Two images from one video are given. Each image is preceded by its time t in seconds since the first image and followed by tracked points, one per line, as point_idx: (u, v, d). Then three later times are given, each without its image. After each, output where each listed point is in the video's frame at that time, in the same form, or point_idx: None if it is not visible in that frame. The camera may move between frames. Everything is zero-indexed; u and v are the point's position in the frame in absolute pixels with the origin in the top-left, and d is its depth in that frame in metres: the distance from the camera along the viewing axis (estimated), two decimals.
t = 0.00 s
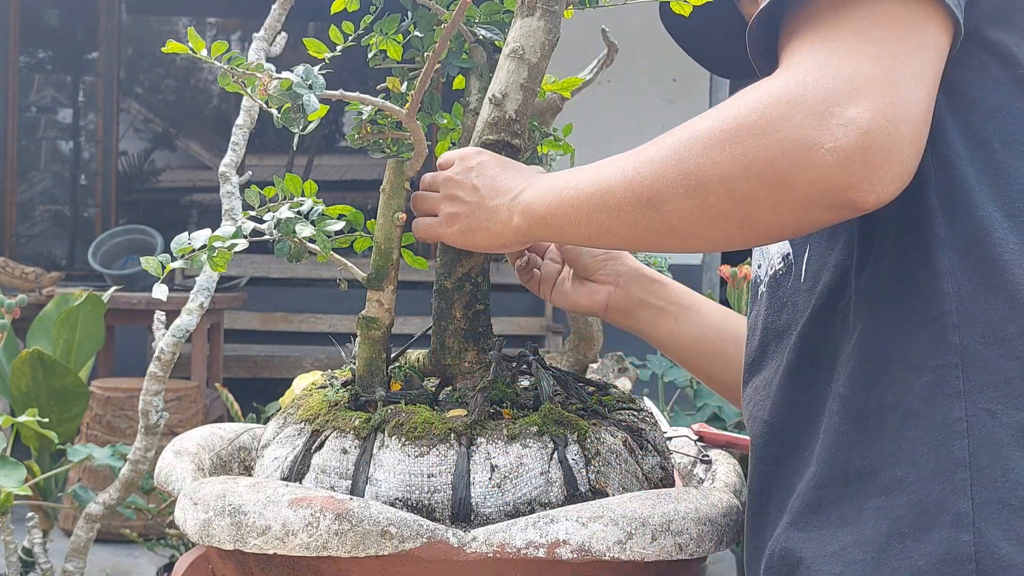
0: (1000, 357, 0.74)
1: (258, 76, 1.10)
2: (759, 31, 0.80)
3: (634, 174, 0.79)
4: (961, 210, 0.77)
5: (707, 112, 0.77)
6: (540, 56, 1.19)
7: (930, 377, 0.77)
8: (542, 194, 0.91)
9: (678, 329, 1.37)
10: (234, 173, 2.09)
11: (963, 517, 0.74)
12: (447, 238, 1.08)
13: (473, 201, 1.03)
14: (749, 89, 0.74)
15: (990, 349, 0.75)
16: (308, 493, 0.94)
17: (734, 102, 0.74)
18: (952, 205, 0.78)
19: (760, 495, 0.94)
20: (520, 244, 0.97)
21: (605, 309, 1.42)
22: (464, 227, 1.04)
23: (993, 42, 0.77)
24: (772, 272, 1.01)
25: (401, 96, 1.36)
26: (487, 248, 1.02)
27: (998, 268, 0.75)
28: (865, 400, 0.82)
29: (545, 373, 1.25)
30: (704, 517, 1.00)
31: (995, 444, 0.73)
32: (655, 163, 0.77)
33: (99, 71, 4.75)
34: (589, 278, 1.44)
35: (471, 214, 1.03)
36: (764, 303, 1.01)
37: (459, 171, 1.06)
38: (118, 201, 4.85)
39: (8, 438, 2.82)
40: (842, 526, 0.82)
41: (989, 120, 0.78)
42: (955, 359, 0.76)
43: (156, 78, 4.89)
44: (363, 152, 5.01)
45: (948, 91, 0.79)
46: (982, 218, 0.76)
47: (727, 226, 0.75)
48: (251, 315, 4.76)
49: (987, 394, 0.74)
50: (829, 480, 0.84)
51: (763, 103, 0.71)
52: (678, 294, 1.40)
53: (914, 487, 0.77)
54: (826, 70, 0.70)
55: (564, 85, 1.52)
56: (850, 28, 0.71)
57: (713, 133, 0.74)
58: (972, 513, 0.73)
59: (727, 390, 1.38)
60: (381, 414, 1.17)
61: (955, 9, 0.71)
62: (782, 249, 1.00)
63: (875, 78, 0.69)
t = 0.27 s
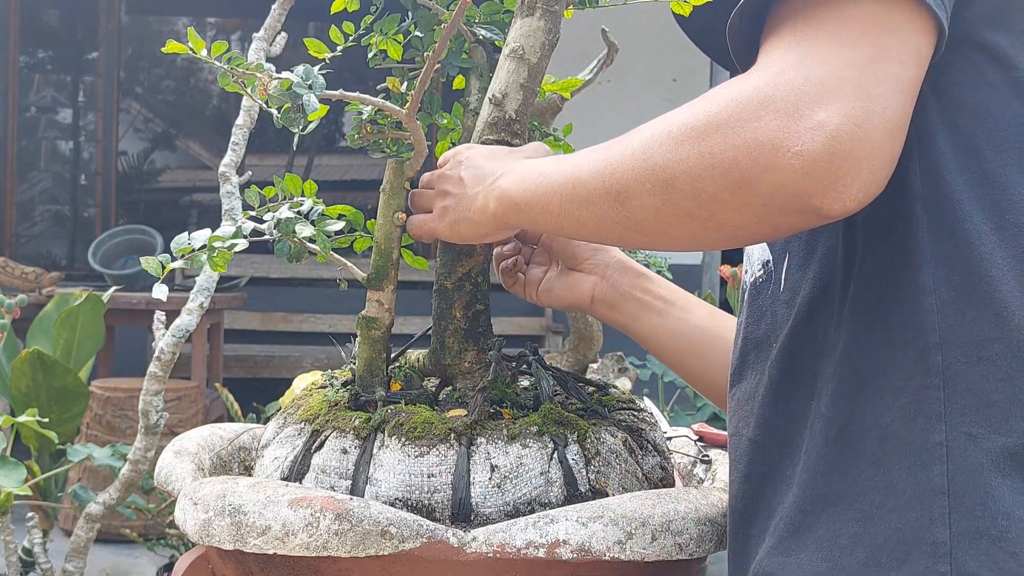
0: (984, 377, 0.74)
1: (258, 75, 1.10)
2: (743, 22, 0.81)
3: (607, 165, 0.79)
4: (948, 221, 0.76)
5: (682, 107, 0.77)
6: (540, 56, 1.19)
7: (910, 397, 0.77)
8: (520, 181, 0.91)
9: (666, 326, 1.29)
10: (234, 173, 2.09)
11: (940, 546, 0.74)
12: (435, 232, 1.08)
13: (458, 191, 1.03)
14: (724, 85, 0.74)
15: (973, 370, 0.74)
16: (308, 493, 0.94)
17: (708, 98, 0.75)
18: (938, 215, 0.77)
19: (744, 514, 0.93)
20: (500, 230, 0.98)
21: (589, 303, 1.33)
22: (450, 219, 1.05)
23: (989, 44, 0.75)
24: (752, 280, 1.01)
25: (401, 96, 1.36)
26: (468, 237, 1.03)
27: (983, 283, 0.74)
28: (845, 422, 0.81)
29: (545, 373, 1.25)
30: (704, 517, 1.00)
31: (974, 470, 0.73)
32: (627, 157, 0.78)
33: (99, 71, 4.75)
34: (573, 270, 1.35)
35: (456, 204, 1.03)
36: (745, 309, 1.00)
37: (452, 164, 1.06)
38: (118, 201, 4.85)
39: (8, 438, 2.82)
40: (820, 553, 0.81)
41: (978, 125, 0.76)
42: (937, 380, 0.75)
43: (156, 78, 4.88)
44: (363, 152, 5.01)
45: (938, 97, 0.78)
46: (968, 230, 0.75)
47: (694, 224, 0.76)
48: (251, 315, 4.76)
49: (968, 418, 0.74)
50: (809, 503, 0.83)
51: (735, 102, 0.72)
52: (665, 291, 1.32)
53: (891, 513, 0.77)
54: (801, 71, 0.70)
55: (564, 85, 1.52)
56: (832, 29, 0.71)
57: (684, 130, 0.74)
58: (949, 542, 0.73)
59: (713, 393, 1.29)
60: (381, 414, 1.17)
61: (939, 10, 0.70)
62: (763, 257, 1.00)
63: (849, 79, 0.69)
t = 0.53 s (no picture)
0: (982, 381, 0.74)
1: (258, 76, 1.10)
2: (727, 9, 0.79)
3: (584, 149, 0.81)
4: (945, 219, 0.76)
5: (659, 93, 0.78)
6: (540, 56, 1.19)
7: (906, 402, 0.77)
8: (510, 164, 0.93)
9: (650, 327, 1.29)
10: (234, 173, 2.09)
11: (938, 556, 0.74)
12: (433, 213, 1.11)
13: (452, 177, 1.05)
14: (696, 72, 0.75)
15: (970, 373, 0.74)
16: (309, 493, 0.94)
17: (681, 83, 0.76)
18: (934, 212, 0.77)
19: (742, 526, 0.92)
20: (493, 215, 0.99)
21: (574, 304, 1.33)
22: (444, 205, 1.07)
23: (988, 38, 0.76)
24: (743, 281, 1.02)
25: (401, 96, 1.36)
26: (466, 221, 1.05)
27: (982, 284, 0.74)
28: (839, 428, 0.81)
29: (545, 372, 1.25)
30: (704, 518, 1.00)
31: (972, 476, 0.73)
32: (603, 142, 0.79)
33: (99, 71, 4.75)
34: (558, 271, 1.35)
35: (450, 189, 1.05)
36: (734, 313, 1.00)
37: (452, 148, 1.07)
38: (118, 201, 4.85)
39: (8, 438, 2.82)
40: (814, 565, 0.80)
41: (976, 119, 0.76)
42: (933, 385, 0.75)
43: (156, 78, 4.89)
44: (363, 152, 5.01)
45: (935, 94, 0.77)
46: (965, 228, 0.75)
47: (663, 210, 0.77)
48: (251, 316, 4.76)
49: (966, 423, 0.74)
50: (807, 514, 0.82)
51: (703, 88, 0.72)
52: (649, 292, 1.32)
53: (886, 524, 0.77)
54: (771, 56, 0.71)
55: (564, 85, 1.52)
56: (808, 16, 0.71)
57: (655, 115, 0.75)
58: (946, 553, 0.73)
59: (698, 394, 1.29)
60: (381, 414, 1.17)
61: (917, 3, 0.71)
62: (754, 257, 1.01)
63: (820, 66, 0.70)
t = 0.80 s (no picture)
0: (980, 377, 0.74)
1: (258, 76, 1.10)
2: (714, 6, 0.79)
3: (575, 154, 0.82)
4: (938, 213, 0.76)
5: (646, 97, 0.79)
6: (540, 56, 1.19)
7: (902, 400, 0.77)
8: (507, 170, 0.94)
9: (642, 332, 1.29)
10: (234, 173, 2.09)
11: (935, 557, 0.74)
12: (432, 213, 1.11)
13: (451, 180, 1.06)
14: (681, 75, 0.77)
15: (966, 371, 0.75)
16: (309, 492, 0.94)
17: (665, 89, 0.77)
18: (928, 207, 0.77)
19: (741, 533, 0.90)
20: (492, 222, 0.99)
21: (563, 309, 1.32)
22: (444, 207, 1.07)
23: (982, 30, 0.76)
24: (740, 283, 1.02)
25: (401, 96, 1.36)
26: (464, 225, 1.05)
27: (978, 280, 0.74)
28: (834, 428, 0.81)
29: (545, 373, 1.25)
30: (704, 517, 1.00)
31: (969, 475, 0.73)
32: (592, 147, 0.81)
33: (99, 71, 4.75)
34: (551, 275, 1.34)
35: (450, 192, 1.06)
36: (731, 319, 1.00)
37: (452, 147, 1.08)
38: (118, 201, 4.85)
39: (8, 438, 2.82)
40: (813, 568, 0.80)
41: (971, 113, 0.76)
42: (929, 382, 0.75)
43: (156, 78, 4.89)
44: (363, 152, 5.01)
45: (931, 93, 0.77)
46: (959, 222, 0.75)
47: (649, 214, 0.78)
48: (251, 316, 4.76)
49: (962, 420, 0.74)
50: (804, 517, 0.82)
51: (685, 91, 0.74)
52: (642, 297, 1.32)
53: (882, 525, 0.77)
54: (749, 57, 0.72)
55: (564, 84, 1.52)
56: (787, 14, 0.72)
57: (639, 119, 0.76)
58: (943, 553, 0.74)
59: (685, 401, 1.30)
60: (381, 414, 1.17)
61: None
62: (751, 260, 1.01)
63: (798, 64, 0.70)
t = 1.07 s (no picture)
0: (978, 374, 0.74)
1: (258, 75, 1.10)
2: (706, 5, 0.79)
3: (571, 155, 0.83)
4: (935, 210, 0.76)
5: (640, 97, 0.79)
6: (540, 56, 1.19)
7: (900, 398, 0.77)
8: (507, 176, 0.94)
9: (625, 333, 1.29)
10: (234, 173, 2.09)
11: (934, 555, 0.74)
12: (432, 217, 1.11)
13: (451, 184, 1.06)
14: (674, 74, 0.77)
15: (964, 367, 0.75)
16: (309, 492, 0.94)
17: (657, 89, 0.77)
18: (924, 203, 0.77)
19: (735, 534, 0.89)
20: (493, 228, 0.99)
21: (550, 306, 1.32)
22: (444, 211, 1.08)
23: (976, 28, 0.77)
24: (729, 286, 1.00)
25: (401, 97, 1.36)
26: (464, 229, 1.05)
27: (974, 277, 0.74)
28: (832, 426, 0.81)
29: (545, 373, 1.25)
30: (704, 517, 1.00)
31: (968, 471, 0.73)
32: (587, 147, 0.81)
33: (99, 71, 4.75)
34: (541, 272, 1.33)
35: (449, 197, 1.06)
36: (723, 319, 0.98)
37: (453, 151, 1.08)
38: (118, 201, 4.85)
39: (8, 438, 2.82)
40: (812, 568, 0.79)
41: (967, 111, 0.76)
42: (926, 378, 0.76)
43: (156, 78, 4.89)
44: (363, 152, 5.01)
45: (928, 91, 0.77)
46: (956, 219, 0.75)
47: (643, 214, 0.78)
48: (251, 316, 4.76)
49: (960, 417, 0.74)
50: (803, 517, 0.81)
51: (675, 88, 0.74)
52: (629, 298, 1.32)
53: (880, 524, 0.77)
54: (738, 53, 0.72)
55: (564, 84, 1.52)
56: (776, 11, 0.72)
57: (633, 118, 0.77)
58: (942, 550, 0.74)
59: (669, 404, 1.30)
60: (381, 414, 1.17)
61: None
62: (740, 261, 0.99)
63: (787, 60, 0.70)
